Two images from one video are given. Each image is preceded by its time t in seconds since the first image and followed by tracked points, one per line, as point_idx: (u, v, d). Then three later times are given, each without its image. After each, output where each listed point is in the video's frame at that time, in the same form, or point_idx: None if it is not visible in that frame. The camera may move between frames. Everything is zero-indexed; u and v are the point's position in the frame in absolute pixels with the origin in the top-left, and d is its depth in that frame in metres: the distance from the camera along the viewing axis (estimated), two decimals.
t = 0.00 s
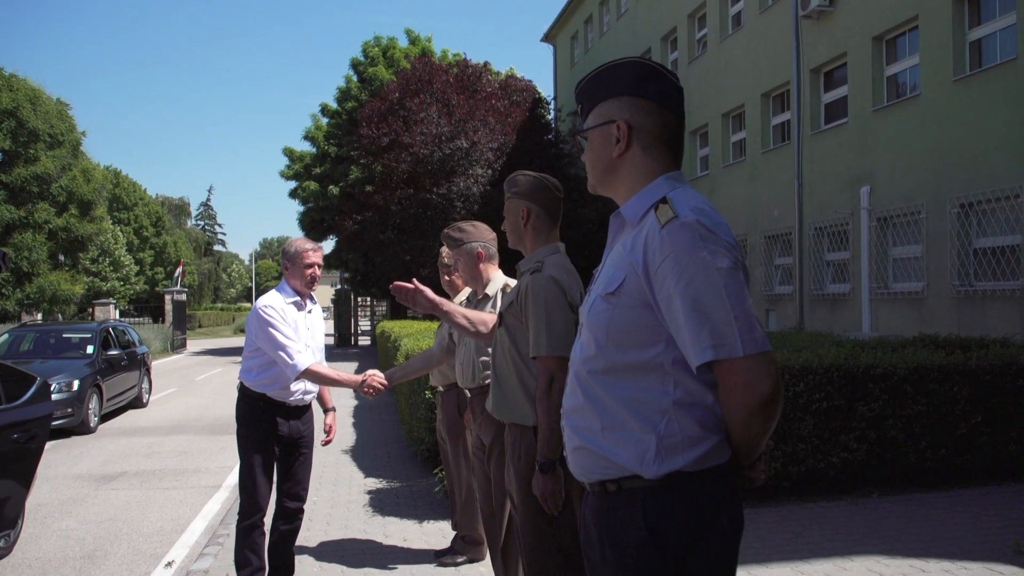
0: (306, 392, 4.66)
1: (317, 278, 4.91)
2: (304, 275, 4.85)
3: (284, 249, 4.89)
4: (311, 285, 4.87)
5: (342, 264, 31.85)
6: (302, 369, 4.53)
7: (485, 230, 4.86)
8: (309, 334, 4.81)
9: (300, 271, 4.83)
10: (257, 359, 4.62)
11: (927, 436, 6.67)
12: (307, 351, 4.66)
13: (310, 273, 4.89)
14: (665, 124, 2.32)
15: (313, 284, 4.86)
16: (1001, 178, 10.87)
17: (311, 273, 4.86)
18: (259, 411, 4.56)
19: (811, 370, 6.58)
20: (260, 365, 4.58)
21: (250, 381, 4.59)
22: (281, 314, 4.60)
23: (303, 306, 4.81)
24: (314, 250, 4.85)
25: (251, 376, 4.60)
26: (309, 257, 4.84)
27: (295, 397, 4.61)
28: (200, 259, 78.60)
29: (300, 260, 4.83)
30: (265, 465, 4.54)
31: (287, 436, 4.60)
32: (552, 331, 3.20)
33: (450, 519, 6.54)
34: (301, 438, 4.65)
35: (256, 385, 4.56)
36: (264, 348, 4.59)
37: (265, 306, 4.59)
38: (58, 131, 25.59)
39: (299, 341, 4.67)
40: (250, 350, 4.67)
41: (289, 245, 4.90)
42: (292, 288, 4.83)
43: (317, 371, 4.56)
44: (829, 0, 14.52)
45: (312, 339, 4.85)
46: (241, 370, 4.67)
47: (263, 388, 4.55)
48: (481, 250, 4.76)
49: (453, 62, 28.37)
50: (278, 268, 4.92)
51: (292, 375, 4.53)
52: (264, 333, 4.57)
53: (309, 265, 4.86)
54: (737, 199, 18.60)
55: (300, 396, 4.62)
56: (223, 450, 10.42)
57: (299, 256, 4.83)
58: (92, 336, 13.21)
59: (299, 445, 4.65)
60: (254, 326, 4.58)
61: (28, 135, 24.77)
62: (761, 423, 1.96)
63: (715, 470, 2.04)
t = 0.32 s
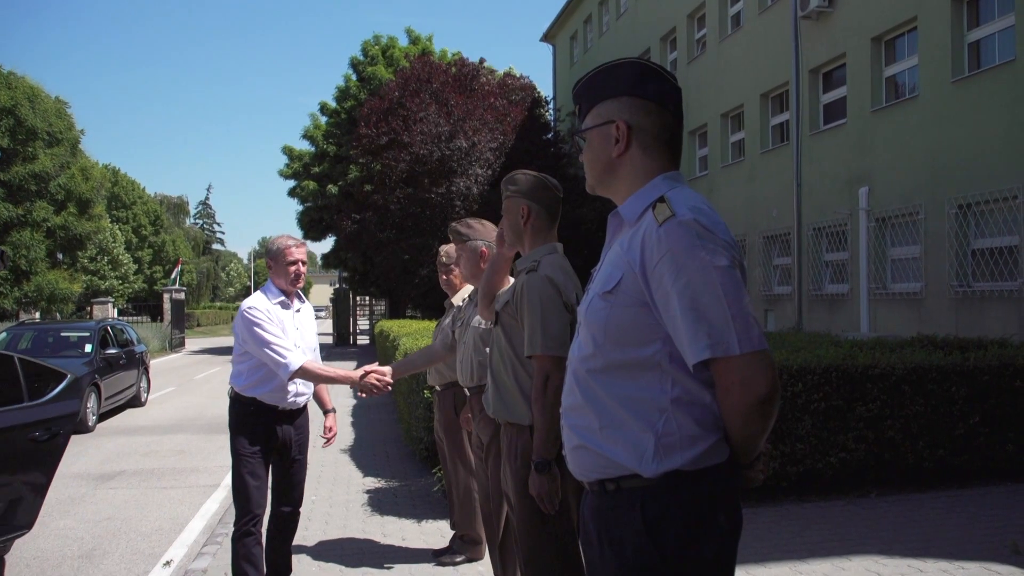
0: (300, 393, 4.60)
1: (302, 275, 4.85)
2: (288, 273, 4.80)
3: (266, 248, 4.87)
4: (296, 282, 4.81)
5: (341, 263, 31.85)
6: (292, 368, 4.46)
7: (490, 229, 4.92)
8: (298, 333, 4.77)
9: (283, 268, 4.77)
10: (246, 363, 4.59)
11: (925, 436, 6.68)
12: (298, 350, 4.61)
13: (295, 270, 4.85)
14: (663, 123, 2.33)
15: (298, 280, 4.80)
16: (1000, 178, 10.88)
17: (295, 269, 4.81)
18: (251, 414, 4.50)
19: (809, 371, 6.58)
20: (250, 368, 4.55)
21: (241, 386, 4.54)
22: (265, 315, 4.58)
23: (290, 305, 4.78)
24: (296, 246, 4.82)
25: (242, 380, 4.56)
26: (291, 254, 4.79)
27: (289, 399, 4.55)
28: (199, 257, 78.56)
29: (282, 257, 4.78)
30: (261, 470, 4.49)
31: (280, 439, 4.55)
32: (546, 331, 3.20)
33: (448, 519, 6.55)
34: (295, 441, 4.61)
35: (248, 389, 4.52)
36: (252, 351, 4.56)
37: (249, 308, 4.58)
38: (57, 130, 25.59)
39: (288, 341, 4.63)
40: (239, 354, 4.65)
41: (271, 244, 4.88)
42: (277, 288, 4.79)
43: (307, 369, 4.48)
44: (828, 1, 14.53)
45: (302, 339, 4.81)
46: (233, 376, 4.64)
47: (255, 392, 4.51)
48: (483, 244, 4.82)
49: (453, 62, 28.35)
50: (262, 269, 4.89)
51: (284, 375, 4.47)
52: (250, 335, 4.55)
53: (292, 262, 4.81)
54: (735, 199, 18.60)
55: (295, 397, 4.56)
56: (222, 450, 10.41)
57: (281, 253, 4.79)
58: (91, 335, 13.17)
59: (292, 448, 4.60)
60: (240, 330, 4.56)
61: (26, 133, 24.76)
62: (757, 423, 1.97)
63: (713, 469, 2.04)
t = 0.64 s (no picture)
0: (280, 396, 4.39)
1: (284, 271, 4.69)
2: (270, 269, 4.64)
3: (249, 244, 4.73)
4: (278, 278, 4.65)
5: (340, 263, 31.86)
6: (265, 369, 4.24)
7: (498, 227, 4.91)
8: (279, 332, 4.60)
9: (264, 264, 4.63)
10: (223, 364, 4.42)
11: (924, 436, 6.69)
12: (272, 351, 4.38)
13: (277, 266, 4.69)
14: (664, 123, 2.33)
15: (279, 277, 4.64)
16: (999, 179, 10.90)
17: (276, 266, 4.66)
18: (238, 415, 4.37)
19: (808, 371, 6.59)
20: (226, 370, 4.38)
21: (218, 388, 4.38)
22: (241, 314, 4.41)
23: (270, 302, 4.60)
24: (277, 241, 4.67)
25: (220, 382, 4.40)
26: (272, 249, 4.65)
27: (268, 403, 4.35)
28: (198, 257, 78.51)
29: (263, 253, 4.63)
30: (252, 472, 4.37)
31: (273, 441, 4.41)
32: (541, 331, 3.21)
33: (447, 518, 6.55)
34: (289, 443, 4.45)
35: (224, 391, 4.36)
36: (228, 352, 4.39)
37: (225, 306, 4.41)
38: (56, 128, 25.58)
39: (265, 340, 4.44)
40: (218, 356, 4.49)
41: (254, 240, 4.73)
42: (258, 284, 4.63)
43: (278, 371, 4.24)
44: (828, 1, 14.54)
45: (283, 339, 4.63)
46: (212, 377, 4.48)
47: (233, 395, 4.33)
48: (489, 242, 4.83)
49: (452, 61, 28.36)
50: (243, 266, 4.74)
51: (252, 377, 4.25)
52: (225, 335, 4.37)
53: (273, 258, 4.67)
54: (734, 198, 18.62)
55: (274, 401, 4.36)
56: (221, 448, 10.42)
57: (261, 248, 4.64)
58: (90, 334, 13.27)
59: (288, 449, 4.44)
60: (216, 330, 4.39)
61: (26, 132, 24.77)
62: (755, 422, 1.97)
63: (711, 468, 2.05)
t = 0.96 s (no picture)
0: (274, 400, 4.24)
1: (281, 270, 4.55)
2: (266, 268, 4.51)
3: (244, 243, 4.60)
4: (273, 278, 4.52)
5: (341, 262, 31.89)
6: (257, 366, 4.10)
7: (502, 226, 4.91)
8: (275, 334, 4.48)
9: (259, 264, 4.49)
10: (219, 367, 4.32)
11: (925, 436, 6.70)
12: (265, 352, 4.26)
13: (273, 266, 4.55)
14: (664, 124, 2.34)
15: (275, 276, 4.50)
16: (1000, 179, 10.91)
17: (273, 264, 4.51)
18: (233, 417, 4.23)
19: (809, 370, 6.60)
20: (221, 373, 4.27)
21: (214, 392, 4.28)
22: (233, 315, 4.29)
23: (265, 303, 4.48)
24: (272, 239, 4.53)
25: (216, 386, 4.29)
26: (267, 248, 4.50)
27: (261, 407, 4.22)
28: (199, 256, 78.52)
29: (258, 252, 4.50)
30: (250, 476, 4.24)
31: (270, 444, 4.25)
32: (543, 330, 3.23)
33: (448, 517, 6.57)
34: (286, 444, 4.30)
35: (219, 395, 4.25)
36: (223, 354, 4.27)
37: (217, 308, 4.31)
38: (58, 128, 25.63)
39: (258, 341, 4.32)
40: (214, 359, 4.39)
41: (248, 238, 4.60)
42: (253, 285, 4.50)
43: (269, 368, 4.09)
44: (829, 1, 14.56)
45: (280, 340, 4.50)
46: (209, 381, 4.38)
47: (227, 399, 4.23)
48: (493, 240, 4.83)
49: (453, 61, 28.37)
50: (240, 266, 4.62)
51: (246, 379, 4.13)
52: (217, 336, 4.26)
53: (269, 257, 4.52)
54: (735, 198, 18.63)
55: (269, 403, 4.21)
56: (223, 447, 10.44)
57: (256, 247, 4.50)
58: (91, 333, 13.34)
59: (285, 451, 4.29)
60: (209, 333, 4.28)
61: (28, 131, 24.84)
62: (754, 421, 1.98)
63: (711, 466, 2.06)
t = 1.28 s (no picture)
0: (291, 405, 4.03)
1: (305, 271, 4.29)
2: (290, 268, 4.24)
3: (265, 240, 4.32)
4: (298, 278, 4.26)
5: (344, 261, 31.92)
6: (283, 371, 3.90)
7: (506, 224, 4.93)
8: (297, 338, 4.21)
9: (284, 264, 4.22)
10: (238, 367, 4.10)
11: (930, 434, 6.69)
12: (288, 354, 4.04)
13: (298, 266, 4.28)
14: (661, 125, 2.35)
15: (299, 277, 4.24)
16: (1004, 176, 10.89)
17: (297, 264, 4.25)
18: (241, 427, 4.03)
19: (814, 368, 6.58)
20: (240, 374, 4.06)
21: (230, 393, 4.07)
22: (256, 316, 4.05)
23: (289, 306, 4.22)
24: (298, 239, 4.26)
25: (232, 388, 4.08)
26: (292, 248, 4.24)
27: (277, 412, 4.00)
28: (203, 256, 78.65)
29: (282, 252, 4.23)
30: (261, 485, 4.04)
31: (281, 454, 4.04)
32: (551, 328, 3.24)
33: (452, 515, 6.58)
34: (300, 453, 4.07)
35: (237, 396, 4.03)
36: (244, 356, 4.05)
37: (239, 307, 4.07)
38: (63, 129, 25.69)
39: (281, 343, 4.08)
40: (233, 359, 4.16)
41: (271, 235, 4.32)
42: (276, 284, 4.24)
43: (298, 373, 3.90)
44: None
45: (301, 345, 4.24)
46: (226, 382, 4.16)
47: (242, 401, 4.02)
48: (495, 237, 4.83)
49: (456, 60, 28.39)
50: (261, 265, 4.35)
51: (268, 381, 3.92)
52: (238, 337, 4.03)
53: (294, 257, 4.25)
54: (739, 196, 18.61)
55: (286, 408, 4.00)
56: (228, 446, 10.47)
57: (280, 247, 4.24)
58: (97, 332, 13.40)
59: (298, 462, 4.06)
60: (229, 333, 4.04)
61: (32, 132, 24.93)
62: (754, 419, 1.99)
63: (711, 463, 2.06)
